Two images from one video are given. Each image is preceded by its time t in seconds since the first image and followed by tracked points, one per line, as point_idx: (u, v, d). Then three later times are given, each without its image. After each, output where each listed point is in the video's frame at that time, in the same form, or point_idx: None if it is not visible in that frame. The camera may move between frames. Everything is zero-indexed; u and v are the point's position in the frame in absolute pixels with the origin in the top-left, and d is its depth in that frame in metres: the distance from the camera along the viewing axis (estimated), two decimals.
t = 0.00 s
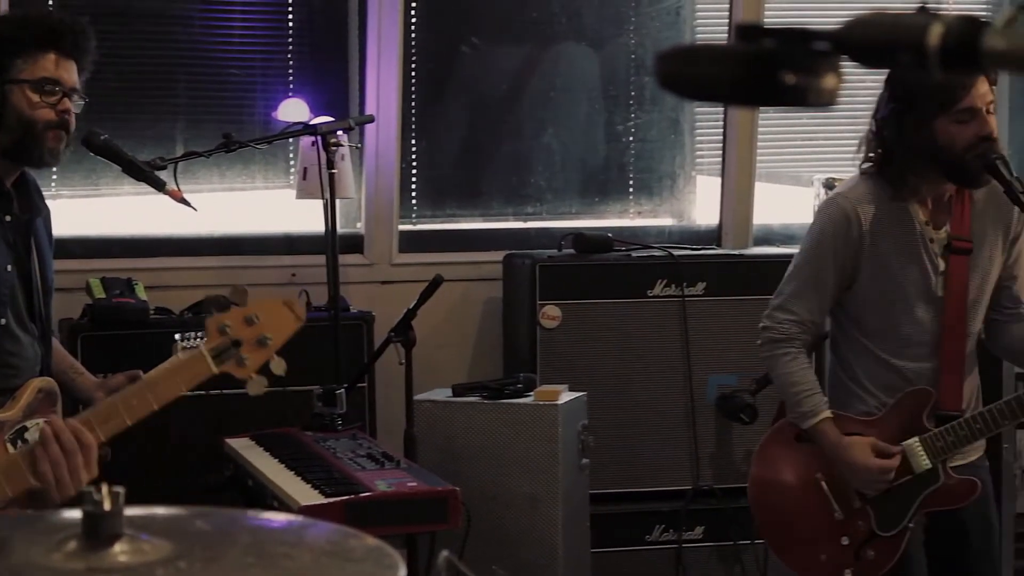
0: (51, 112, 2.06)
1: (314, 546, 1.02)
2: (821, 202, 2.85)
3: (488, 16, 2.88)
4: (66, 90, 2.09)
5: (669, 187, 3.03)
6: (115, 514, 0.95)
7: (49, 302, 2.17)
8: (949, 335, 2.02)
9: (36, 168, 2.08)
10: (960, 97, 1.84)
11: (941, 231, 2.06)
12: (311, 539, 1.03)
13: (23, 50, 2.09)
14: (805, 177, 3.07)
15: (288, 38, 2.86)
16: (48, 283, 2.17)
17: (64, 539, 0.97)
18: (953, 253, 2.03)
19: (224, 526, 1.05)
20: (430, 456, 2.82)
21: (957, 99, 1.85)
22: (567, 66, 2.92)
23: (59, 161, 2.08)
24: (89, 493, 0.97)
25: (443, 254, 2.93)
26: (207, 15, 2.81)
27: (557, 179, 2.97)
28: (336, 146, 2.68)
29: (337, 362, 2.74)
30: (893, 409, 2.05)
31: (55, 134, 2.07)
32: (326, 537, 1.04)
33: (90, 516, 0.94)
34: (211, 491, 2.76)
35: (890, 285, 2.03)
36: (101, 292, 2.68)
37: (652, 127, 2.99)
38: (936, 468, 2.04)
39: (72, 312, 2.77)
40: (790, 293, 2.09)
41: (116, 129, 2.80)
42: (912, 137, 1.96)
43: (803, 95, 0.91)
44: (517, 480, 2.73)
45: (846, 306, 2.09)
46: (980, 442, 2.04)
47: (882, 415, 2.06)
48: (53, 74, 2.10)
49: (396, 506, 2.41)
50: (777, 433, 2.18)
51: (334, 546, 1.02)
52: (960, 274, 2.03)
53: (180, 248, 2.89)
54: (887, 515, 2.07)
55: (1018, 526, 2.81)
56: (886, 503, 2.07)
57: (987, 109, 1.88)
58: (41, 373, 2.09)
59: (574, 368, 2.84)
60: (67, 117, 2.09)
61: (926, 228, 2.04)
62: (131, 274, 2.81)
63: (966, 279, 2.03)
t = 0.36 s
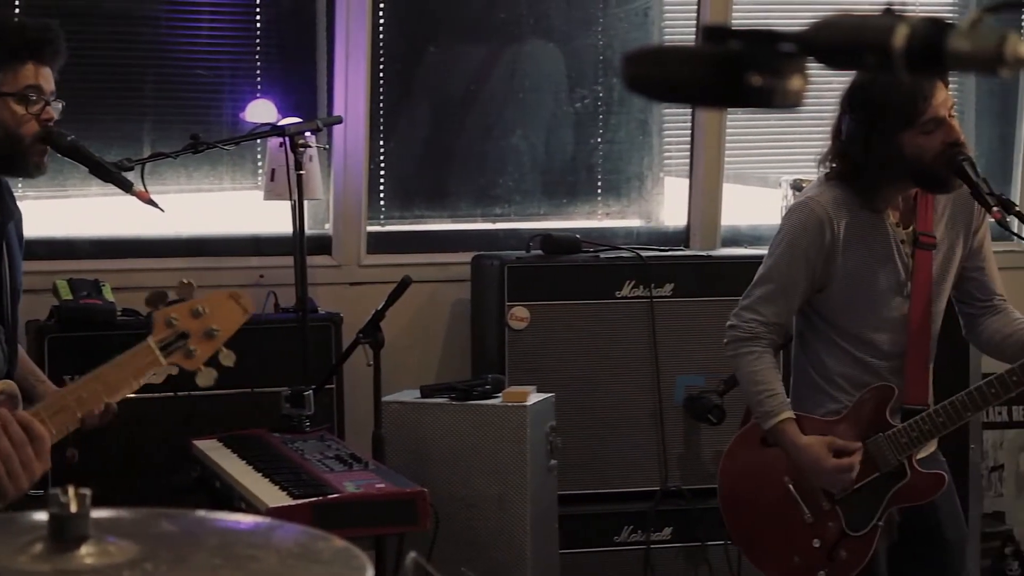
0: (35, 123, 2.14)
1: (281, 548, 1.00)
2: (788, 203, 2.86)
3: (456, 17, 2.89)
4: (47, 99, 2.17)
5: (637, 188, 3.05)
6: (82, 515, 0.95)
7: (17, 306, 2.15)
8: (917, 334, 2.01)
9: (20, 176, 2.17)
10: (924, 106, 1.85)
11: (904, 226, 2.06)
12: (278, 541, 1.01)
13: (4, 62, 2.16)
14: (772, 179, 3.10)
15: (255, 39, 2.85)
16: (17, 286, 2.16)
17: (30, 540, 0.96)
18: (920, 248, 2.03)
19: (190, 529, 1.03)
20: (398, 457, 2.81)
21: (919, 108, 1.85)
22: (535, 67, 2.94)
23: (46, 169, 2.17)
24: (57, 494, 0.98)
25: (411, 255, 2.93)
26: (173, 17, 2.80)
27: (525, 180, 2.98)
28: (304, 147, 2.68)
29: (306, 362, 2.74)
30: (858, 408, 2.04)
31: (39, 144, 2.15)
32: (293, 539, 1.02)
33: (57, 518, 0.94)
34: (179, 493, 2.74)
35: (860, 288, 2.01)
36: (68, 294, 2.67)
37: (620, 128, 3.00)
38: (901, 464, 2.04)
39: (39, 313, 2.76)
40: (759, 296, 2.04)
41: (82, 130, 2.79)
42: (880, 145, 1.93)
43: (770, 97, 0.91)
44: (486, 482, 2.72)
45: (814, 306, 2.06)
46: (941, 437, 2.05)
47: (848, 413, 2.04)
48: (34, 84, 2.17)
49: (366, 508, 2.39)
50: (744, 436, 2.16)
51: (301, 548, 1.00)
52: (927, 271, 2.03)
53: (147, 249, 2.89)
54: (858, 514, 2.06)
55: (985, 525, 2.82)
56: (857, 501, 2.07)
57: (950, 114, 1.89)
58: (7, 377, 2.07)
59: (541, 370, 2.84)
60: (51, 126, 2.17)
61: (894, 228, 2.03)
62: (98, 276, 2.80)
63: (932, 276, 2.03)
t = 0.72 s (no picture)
0: (9, 123, 2.14)
1: (252, 550, 1.01)
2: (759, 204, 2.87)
3: (427, 19, 2.89)
4: (22, 100, 2.18)
5: (608, 190, 3.05)
6: (51, 518, 0.95)
7: None
8: (894, 341, 2.01)
9: None
10: (894, 104, 1.90)
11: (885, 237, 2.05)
12: (250, 543, 1.02)
13: None
14: (743, 180, 3.11)
15: (226, 40, 2.85)
16: None
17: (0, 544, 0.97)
18: (899, 259, 2.02)
19: (160, 530, 1.04)
20: (369, 459, 2.81)
21: (890, 106, 1.91)
22: (506, 68, 2.94)
23: (16, 171, 2.17)
24: (27, 497, 0.98)
25: (383, 257, 2.93)
26: (143, 19, 2.80)
27: (496, 182, 2.98)
28: (276, 147, 2.67)
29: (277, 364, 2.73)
30: (838, 417, 2.03)
31: (12, 144, 2.14)
32: (265, 542, 1.03)
33: (27, 520, 0.94)
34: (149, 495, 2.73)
35: (837, 294, 2.00)
36: (38, 295, 2.67)
37: (592, 130, 3.01)
38: (880, 472, 2.03)
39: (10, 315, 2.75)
40: (740, 307, 2.04)
41: (53, 131, 2.78)
42: (852, 142, 1.99)
43: (740, 99, 0.91)
44: (456, 483, 2.71)
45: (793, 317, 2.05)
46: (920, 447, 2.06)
47: (828, 423, 2.04)
48: (10, 85, 2.19)
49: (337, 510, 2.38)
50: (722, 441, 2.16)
51: (272, 550, 1.01)
52: (905, 281, 2.02)
53: (118, 250, 2.89)
54: (835, 519, 2.04)
55: (955, 525, 2.81)
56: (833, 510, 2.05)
57: (921, 117, 1.92)
58: None
59: (512, 371, 2.83)
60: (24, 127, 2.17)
61: (871, 234, 2.02)
62: (69, 277, 2.79)
63: (911, 286, 2.02)
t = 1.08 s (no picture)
0: None
1: (217, 551, 1.00)
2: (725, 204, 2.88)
3: (391, 20, 2.92)
4: None
5: (574, 190, 3.10)
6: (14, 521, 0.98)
7: None
8: (855, 336, 2.01)
9: None
10: (868, 102, 1.83)
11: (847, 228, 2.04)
12: (214, 546, 1.01)
13: None
14: (708, 181, 3.16)
15: (191, 41, 2.85)
16: None
17: None
18: (859, 252, 2.02)
19: (123, 531, 1.04)
20: (334, 461, 2.80)
21: (863, 104, 1.84)
22: (471, 68, 2.98)
23: None
24: None
25: (349, 258, 2.96)
26: (107, 19, 2.79)
27: (461, 183, 3.03)
28: (241, 148, 2.66)
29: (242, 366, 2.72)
30: (796, 407, 2.04)
31: None
32: (230, 543, 1.03)
33: None
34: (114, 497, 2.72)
35: (799, 284, 1.99)
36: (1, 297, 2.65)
37: (557, 130, 3.05)
38: (838, 466, 2.05)
39: None
40: (700, 291, 2.02)
41: (17, 132, 2.77)
42: (819, 135, 1.94)
43: (703, 99, 0.90)
44: (422, 484, 2.71)
45: (753, 303, 2.05)
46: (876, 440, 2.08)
47: (786, 414, 2.04)
48: None
49: (302, 513, 2.35)
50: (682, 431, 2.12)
51: (238, 551, 1.00)
52: (865, 275, 2.02)
53: (84, 252, 2.88)
54: (793, 513, 2.06)
55: (920, 525, 2.82)
56: (791, 503, 2.06)
57: (891, 117, 1.88)
58: None
59: (478, 372, 2.83)
60: None
61: (834, 226, 2.01)
62: (34, 278, 2.79)
63: (869, 280, 2.02)
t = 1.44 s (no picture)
0: None
1: (177, 553, 1.06)
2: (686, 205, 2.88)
3: (353, 22, 2.93)
4: None
5: (537, 191, 3.12)
6: None
7: None
8: (823, 344, 1.99)
9: None
10: (827, 103, 1.82)
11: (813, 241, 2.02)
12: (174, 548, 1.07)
13: None
14: (671, 181, 3.18)
15: (153, 41, 2.84)
16: None
17: None
18: (827, 264, 2.00)
19: (83, 534, 1.09)
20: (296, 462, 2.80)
21: (824, 104, 1.83)
22: (432, 68, 2.99)
23: None
24: None
25: (310, 259, 2.96)
26: (67, 19, 2.77)
27: (424, 183, 3.04)
28: (203, 149, 2.65)
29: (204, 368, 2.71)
30: (767, 420, 2.04)
31: None
32: (190, 545, 1.09)
33: None
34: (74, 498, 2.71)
35: (765, 296, 1.98)
36: None
37: (520, 129, 3.07)
38: (808, 477, 2.05)
39: None
40: (671, 314, 2.01)
41: None
42: (784, 142, 1.93)
43: (663, 99, 0.91)
44: (383, 485, 2.70)
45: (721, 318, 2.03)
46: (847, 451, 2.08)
47: (756, 428, 2.04)
48: None
49: (261, 514, 2.33)
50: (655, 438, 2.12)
51: (198, 554, 1.06)
52: (834, 286, 1.99)
53: (44, 252, 2.87)
54: (765, 520, 2.05)
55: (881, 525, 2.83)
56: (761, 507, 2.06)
57: (854, 120, 1.86)
58: None
59: (440, 373, 2.83)
60: None
61: (799, 237, 1.99)
62: None
63: (839, 292, 2.00)
